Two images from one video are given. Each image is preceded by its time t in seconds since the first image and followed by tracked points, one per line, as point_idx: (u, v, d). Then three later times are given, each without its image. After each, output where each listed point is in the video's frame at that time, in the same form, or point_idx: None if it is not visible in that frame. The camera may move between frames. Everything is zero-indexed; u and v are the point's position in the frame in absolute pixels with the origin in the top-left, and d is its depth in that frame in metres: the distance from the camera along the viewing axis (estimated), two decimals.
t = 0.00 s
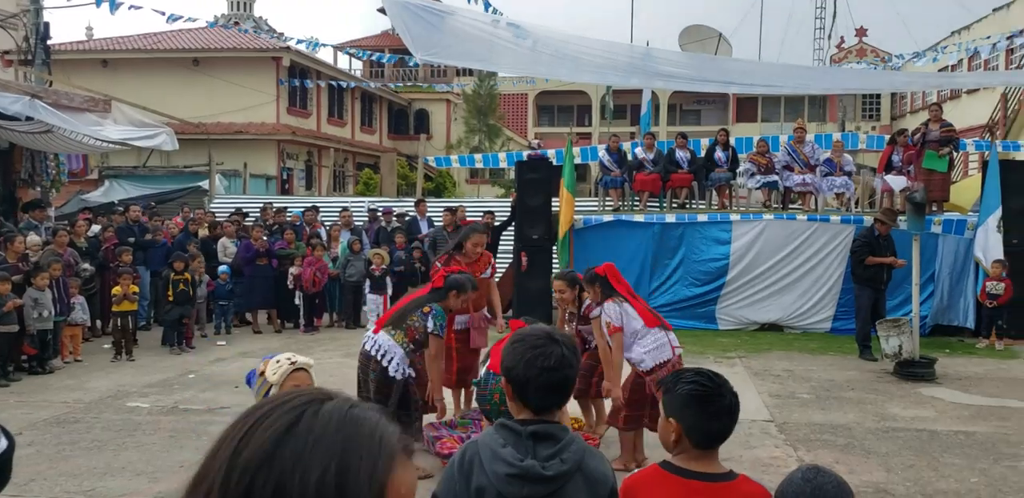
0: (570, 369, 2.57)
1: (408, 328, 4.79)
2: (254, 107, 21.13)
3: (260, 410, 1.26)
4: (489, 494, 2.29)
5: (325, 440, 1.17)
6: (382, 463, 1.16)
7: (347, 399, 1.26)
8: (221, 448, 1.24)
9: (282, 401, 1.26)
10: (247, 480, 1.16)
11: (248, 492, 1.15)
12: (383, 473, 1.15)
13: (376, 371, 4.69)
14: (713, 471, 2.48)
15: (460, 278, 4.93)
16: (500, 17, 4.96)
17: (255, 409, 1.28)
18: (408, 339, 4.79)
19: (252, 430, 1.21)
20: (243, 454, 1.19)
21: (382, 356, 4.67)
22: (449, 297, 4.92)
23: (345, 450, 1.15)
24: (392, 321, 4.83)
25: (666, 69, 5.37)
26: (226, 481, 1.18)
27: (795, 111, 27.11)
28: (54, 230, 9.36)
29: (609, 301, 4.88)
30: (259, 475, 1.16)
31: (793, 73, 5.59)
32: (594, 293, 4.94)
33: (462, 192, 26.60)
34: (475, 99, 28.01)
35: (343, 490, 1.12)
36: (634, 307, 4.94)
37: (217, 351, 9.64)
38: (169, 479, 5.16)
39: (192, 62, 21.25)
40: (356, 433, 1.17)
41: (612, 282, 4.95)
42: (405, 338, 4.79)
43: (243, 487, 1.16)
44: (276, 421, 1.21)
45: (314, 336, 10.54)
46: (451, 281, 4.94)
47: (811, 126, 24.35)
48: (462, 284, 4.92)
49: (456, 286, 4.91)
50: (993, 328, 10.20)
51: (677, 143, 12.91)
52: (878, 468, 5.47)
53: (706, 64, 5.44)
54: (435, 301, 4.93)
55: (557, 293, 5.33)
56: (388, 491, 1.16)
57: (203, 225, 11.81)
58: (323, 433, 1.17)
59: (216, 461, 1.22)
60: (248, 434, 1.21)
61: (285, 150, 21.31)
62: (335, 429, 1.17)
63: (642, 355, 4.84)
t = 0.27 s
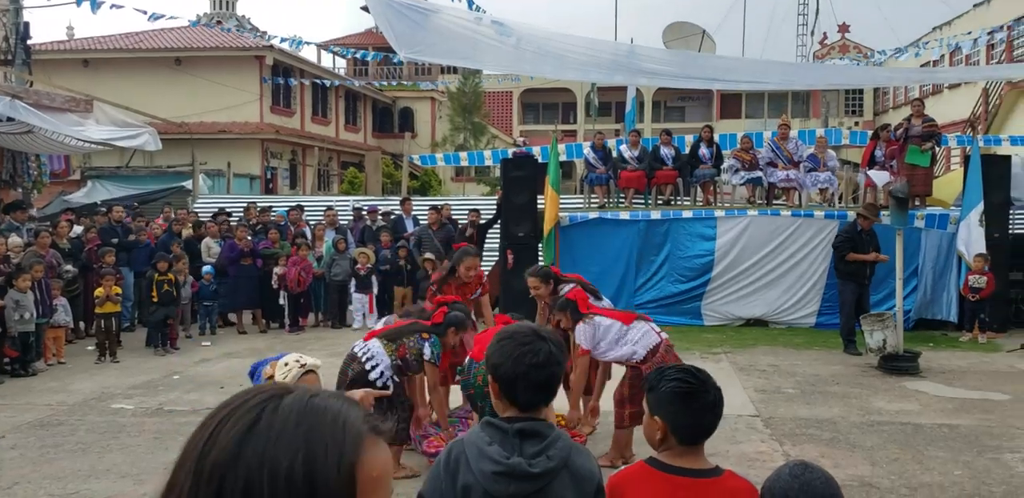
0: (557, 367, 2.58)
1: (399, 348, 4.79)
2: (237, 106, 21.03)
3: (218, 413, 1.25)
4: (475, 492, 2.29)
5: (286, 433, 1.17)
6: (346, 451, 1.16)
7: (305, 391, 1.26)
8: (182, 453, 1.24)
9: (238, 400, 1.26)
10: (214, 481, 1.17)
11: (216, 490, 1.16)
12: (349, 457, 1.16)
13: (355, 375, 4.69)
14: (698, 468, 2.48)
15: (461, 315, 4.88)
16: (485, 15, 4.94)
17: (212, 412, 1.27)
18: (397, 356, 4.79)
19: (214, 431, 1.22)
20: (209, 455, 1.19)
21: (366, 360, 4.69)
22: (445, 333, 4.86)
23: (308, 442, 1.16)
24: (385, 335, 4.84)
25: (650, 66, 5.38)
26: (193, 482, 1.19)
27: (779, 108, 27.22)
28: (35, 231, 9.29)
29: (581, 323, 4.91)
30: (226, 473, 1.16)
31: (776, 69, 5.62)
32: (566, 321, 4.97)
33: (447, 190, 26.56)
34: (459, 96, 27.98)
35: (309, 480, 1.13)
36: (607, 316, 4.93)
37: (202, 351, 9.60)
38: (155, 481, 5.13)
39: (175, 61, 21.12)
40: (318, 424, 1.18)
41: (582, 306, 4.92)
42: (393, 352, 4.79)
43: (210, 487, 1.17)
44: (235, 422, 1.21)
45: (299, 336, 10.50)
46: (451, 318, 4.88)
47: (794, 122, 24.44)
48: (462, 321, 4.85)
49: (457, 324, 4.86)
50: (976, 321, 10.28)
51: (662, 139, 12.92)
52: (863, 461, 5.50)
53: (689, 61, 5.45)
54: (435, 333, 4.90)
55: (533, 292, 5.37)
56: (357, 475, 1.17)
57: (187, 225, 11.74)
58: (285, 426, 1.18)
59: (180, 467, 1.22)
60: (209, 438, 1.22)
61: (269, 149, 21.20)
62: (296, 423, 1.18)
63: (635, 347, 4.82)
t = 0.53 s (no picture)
0: (536, 362, 2.58)
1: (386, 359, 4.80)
2: (217, 105, 20.90)
3: (177, 405, 1.26)
4: (457, 490, 2.28)
5: (251, 417, 1.20)
6: (313, 430, 1.22)
7: (266, 377, 1.29)
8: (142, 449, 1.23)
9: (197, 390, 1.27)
10: (178, 471, 1.18)
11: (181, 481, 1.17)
12: (314, 436, 1.21)
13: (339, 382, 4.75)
14: (680, 464, 2.48)
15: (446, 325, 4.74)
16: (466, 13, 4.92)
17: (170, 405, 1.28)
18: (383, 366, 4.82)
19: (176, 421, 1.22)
20: (172, 447, 1.20)
21: (351, 368, 4.75)
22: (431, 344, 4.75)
23: (274, 425, 1.20)
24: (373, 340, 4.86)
25: (631, 63, 5.38)
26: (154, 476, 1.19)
27: (760, 104, 27.31)
28: (13, 232, 9.20)
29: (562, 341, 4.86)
30: (191, 463, 1.18)
31: (756, 64, 5.64)
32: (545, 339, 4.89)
33: (430, 188, 26.49)
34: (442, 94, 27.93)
35: (276, 461, 1.17)
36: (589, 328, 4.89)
37: (184, 352, 9.54)
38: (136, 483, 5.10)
39: (154, 60, 20.96)
40: (282, 406, 1.22)
41: (565, 322, 4.82)
42: (379, 361, 4.82)
43: (174, 479, 1.18)
44: (198, 410, 1.22)
45: (282, 335, 10.45)
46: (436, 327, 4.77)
47: (776, 118, 24.54)
48: (446, 332, 4.72)
49: (442, 334, 4.73)
50: (956, 314, 10.36)
51: (644, 136, 12.94)
52: (846, 454, 5.53)
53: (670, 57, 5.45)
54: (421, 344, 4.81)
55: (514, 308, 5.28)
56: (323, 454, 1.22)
57: (168, 225, 11.67)
58: (249, 411, 1.21)
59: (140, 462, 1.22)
60: (170, 428, 1.22)
61: (250, 147, 21.07)
62: (260, 408, 1.21)
63: (620, 354, 4.87)
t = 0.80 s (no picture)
0: (508, 351, 2.55)
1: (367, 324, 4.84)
2: (198, 100, 20.77)
3: (217, 389, 1.18)
4: (439, 485, 2.27)
5: (300, 413, 1.17)
6: (357, 433, 1.21)
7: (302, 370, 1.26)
8: (174, 434, 1.14)
9: (238, 375, 1.21)
10: (214, 466, 1.12)
11: (215, 476, 1.11)
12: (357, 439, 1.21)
13: (325, 358, 4.81)
14: (665, 453, 2.49)
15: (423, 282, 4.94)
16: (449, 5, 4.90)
17: (203, 386, 1.20)
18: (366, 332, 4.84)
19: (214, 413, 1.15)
20: (211, 436, 1.13)
21: (336, 341, 4.80)
22: (412, 303, 4.89)
23: (323, 424, 1.17)
24: (356, 312, 4.92)
25: (614, 55, 5.38)
26: (187, 467, 1.12)
27: (743, 97, 27.40)
28: None
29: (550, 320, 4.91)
30: (229, 457, 1.12)
31: (738, 56, 5.65)
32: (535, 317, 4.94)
33: (414, 182, 26.44)
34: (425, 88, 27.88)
35: (323, 465, 1.15)
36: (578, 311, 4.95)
37: (167, 348, 9.49)
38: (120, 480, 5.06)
39: (135, 55, 20.82)
40: (331, 404, 1.20)
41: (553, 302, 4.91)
42: (362, 330, 4.84)
43: (209, 471, 1.11)
44: (241, 399, 1.17)
45: (266, 331, 10.41)
46: (414, 285, 4.96)
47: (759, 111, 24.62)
48: (424, 286, 4.92)
49: (420, 289, 4.92)
50: (938, 304, 10.43)
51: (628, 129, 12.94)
52: (830, 444, 5.56)
53: (653, 50, 5.44)
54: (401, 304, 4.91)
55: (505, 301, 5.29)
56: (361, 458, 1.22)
57: (149, 221, 11.60)
58: (299, 406, 1.18)
59: (176, 447, 1.13)
60: (213, 414, 1.15)
61: (233, 142, 20.96)
62: (309, 404, 1.18)
63: (607, 342, 4.86)
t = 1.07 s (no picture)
0: (476, 337, 2.53)
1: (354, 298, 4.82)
2: (187, 89, 20.67)
3: (210, 379, 1.18)
4: (419, 474, 2.28)
5: (295, 397, 1.18)
6: (350, 409, 1.23)
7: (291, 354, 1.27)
8: (172, 425, 1.14)
9: (230, 362, 1.21)
10: (217, 453, 1.13)
11: (219, 464, 1.12)
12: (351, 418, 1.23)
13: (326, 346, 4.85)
14: (654, 438, 2.49)
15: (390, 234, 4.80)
16: None
17: (194, 377, 1.19)
18: (355, 307, 4.85)
19: (208, 403, 1.15)
20: (210, 424, 1.14)
21: (329, 330, 4.80)
22: (386, 258, 4.81)
23: (317, 405, 1.19)
24: (338, 291, 4.87)
25: (605, 45, 5.35)
26: (190, 457, 1.12)
27: (734, 85, 27.42)
28: None
29: (554, 287, 4.95)
30: (230, 443, 1.13)
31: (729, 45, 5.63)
32: (539, 278, 4.95)
33: (405, 172, 26.39)
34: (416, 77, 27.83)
35: (321, 444, 1.17)
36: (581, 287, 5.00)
37: (157, 339, 9.46)
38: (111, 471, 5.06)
39: (123, 44, 20.72)
40: (324, 385, 1.22)
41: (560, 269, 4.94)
42: (350, 307, 4.84)
43: (211, 460, 1.12)
44: (236, 387, 1.17)
45: (257, 321, 10.40)
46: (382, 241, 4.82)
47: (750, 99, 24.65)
48: (393, 238, 4.79)
49: (390, 243, 4.80)
50: (928, 292, 10.48)
51: (619, 118, 12.94)
52: (820, 432, 5.58)
53: (644, 39, 5.42)
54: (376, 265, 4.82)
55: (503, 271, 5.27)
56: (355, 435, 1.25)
57: (138, 211, 11.55)
58: (294, 391, 1.19)
59: (175, 441, 1.13)
60: (209, 403, 1.15)
61: (222, 132, 20.88)
62: (302, 387, 1.19)
63: (601, 329, 4.96)
